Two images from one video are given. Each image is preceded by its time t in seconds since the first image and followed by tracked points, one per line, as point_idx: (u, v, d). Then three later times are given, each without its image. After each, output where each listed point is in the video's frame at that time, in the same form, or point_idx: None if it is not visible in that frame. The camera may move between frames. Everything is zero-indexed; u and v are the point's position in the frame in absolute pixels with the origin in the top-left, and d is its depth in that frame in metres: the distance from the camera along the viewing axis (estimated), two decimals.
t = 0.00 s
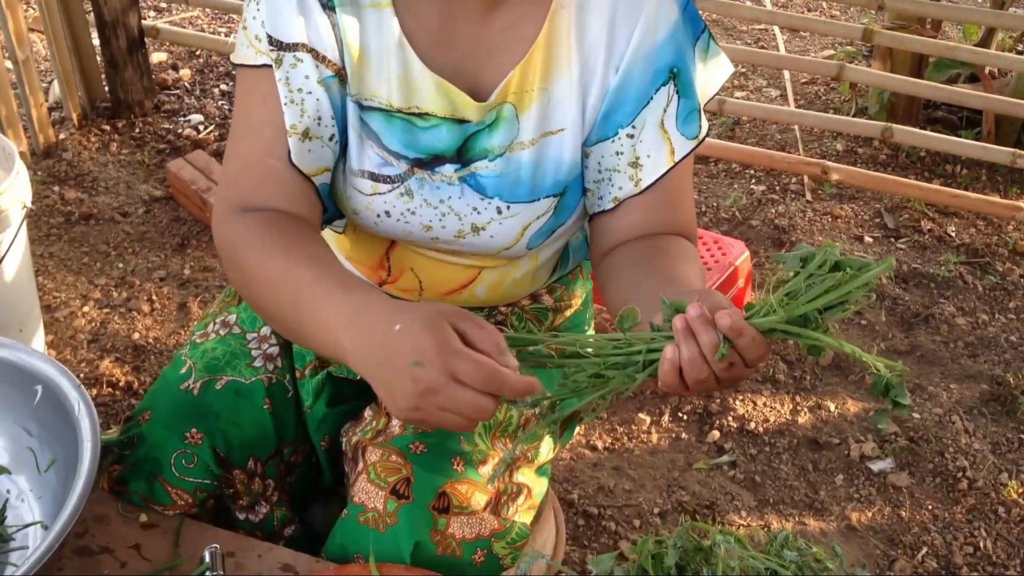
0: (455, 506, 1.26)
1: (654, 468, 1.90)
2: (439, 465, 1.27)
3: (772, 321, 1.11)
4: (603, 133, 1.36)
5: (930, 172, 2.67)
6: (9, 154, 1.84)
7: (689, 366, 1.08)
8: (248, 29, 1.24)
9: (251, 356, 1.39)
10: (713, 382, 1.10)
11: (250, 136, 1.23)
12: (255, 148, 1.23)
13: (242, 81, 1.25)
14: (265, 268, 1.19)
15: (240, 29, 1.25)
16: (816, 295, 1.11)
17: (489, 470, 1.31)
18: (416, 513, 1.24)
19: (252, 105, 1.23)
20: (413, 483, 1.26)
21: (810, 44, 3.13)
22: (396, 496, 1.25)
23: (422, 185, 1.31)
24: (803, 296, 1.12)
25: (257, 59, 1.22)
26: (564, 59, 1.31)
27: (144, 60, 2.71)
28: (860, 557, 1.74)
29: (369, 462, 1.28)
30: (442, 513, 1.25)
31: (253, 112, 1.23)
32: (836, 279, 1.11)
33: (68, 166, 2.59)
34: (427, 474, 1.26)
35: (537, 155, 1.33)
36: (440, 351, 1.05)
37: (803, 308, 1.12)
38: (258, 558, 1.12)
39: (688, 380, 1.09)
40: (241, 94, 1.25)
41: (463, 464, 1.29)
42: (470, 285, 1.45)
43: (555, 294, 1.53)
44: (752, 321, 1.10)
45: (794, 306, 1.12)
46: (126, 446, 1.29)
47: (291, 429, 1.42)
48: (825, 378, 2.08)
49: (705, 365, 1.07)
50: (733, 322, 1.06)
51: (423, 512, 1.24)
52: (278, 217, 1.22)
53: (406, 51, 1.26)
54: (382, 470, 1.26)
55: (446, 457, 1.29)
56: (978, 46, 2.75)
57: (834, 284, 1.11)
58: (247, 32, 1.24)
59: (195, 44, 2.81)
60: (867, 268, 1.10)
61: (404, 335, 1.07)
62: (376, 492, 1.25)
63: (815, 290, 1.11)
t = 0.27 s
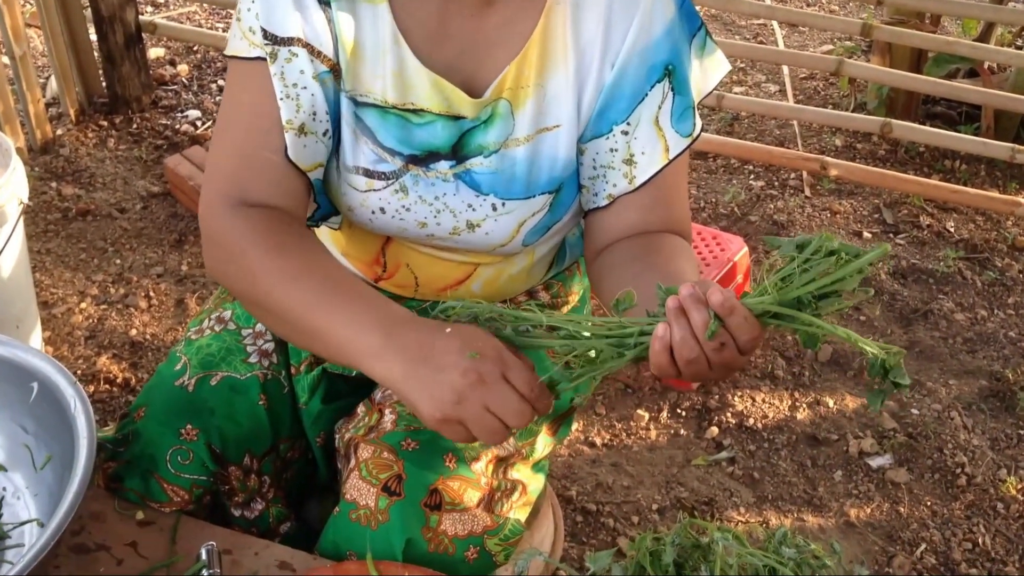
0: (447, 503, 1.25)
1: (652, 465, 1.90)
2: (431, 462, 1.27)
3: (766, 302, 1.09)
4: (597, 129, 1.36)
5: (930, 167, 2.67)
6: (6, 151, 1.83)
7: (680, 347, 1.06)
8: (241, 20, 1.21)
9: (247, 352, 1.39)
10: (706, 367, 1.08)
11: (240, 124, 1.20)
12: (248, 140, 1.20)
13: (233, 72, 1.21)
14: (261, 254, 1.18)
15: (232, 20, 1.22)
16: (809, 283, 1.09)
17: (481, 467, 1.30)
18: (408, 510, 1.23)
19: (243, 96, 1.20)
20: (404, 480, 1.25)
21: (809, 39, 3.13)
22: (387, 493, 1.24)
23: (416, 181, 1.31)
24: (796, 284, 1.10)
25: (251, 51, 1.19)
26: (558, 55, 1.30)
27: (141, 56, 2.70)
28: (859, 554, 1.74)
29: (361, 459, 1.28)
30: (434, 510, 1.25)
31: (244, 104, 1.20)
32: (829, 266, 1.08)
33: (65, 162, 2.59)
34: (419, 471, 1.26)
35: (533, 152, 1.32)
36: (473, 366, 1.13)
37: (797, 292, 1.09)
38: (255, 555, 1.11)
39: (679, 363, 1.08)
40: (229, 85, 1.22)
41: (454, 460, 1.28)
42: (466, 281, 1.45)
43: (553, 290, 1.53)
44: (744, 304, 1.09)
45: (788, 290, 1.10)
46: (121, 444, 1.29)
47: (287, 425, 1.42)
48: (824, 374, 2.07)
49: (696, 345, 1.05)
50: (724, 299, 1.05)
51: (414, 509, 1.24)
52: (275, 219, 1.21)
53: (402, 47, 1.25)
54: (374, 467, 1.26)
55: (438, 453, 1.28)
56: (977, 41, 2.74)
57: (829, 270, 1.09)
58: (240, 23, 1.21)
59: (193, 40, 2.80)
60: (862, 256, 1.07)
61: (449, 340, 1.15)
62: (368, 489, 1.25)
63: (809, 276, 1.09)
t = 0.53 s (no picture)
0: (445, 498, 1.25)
1: (652, 460, 1.90)
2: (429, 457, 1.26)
3: (721, 324, 1.06)
4: (596, 125, 1.35)
5: (930, 162, 2.66)
6: (4, 145, 1.83)
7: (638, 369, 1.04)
8: (251, 27, 1.22)
9: (248, 348, 1.39)
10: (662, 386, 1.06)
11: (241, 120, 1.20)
12: (262, 140, 1.21)
13: (248, 80, 1.22)
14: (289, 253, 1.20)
15: (243, 28, 1.23)
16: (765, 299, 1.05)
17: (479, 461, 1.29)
18: (405, 505, 1.23)
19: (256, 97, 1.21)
20: (403, 474, 1.24)
21: (809, 33, 3.12)
22: (384, 487, 1.24)
23: (420, 179, 1.31)
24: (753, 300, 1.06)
25: (265, 57, 1.20)
26: (559, 50, 1.30)
27: (140, 50, 2.69)
28: (859, 549, 1.74)
29: (359, 453, 1.27)
30: (432, 504, 1.24)
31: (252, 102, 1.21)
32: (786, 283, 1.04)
33: (64, 157, 2.58)
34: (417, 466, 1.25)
35: (536, 149, 1.32)
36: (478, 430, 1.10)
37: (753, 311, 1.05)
38: (255, 551, 1.11)
39: (637, 383, 1.05)
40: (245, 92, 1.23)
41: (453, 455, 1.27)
42: (468, 277, 1.44)
43: (553, 285, 1.53)
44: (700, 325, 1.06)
45: (744, 310, 1.06)
46: (122, 440, 1.29)
47: (288, 420, 1.42)
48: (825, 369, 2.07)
49: (653, 369, 1.03)
50: (678, 324, 1.02)
51: (412, 504, 1.23)
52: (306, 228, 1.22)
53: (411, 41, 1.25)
54: (371, 461, 1.25)
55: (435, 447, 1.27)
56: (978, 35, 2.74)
57: (784, 289, 1.04)
58: (251, 30, 1.22)
59: (191, 34, 2.79)
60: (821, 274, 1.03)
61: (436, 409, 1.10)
62: (365, 483, 1.24)
63: (766, 293, 1.05)
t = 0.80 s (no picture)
0: (441, 497, 1.25)
1: (653, 459, 1.89)
2: (425, 456, 1.25)
3: (767, 296, 1.05)
4: (604, 124, 1.35)
5: (932, 160, 2.66)
6: (5, 143, 1.82)
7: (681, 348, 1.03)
8: (248, 19, 1.21)
9: (250, 347, 1.38)
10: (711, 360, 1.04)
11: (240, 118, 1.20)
12: (250, 137, 1.21)
13: (243, 71, 1.22)
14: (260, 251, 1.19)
15: (240, 20, 1.22)
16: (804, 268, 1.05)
17: (478, 460, 1.28)
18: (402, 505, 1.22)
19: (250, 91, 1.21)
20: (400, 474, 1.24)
21: (811, 31, 3.11)
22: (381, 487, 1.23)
23: (424, 177, 1.30)
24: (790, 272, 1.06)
25: (258, 50, 1.20)
26: (565, 48, 1.29)
27: (141, 47, 2.69)
28: (860, 548, 1.74)
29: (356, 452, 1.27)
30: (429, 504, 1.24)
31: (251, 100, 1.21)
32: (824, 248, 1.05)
33: (64, 154, 2.57)
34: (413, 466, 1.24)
35: (541, 148, 1.32)
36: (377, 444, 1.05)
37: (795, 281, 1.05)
38: (256, 550, 1.11)
39: (680, 359, 1.04)
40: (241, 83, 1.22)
41: (450, 454, 1.26)
42: (470, 276, 1.44)
43: (555, 285, 1.52)
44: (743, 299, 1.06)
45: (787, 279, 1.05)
46: (125, 438, 1.28)
47: (290, 419, 1.41)
48: (826, 368, 2.07)
49: (697, 344, 1.02)
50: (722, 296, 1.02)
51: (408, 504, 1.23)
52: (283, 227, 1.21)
53: (409, 38, 1.24)
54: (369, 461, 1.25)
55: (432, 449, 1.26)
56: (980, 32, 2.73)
57: (824, 256, 1.05)
58: (247, 22, 1.21)
59: (192, 31, 2.79)
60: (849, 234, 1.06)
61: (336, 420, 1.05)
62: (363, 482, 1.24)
63: (805, 261, 1.05)
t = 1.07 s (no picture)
0: (440, 496, 1.24)
1: (654, 457, 1.89)
2: (424, 455, 1.25)
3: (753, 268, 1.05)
4: (603, 124, 1.34)
5: (934, 158, 2.65)
6: (5, 140, 1.82)
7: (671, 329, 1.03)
8: (240, 8, 1.21)
9: (248, 346, 1.38)
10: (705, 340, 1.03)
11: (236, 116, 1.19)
12: (234, 121, 1.21)
13: (232, 60, 1.22)
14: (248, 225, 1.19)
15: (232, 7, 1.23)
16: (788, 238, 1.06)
17: (475, 460, 1.29)
18: (401, 505, 1.22)
19: (249, 89, 1.21)
20: (398, 473, 1.24)
21: (812, 28, 3.11)
22: (379, 486, 1.23)
23: (416, 172, 1.30)
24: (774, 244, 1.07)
25: (248, 40, 1.20)
26: (563, 47, 1.29)
27: (141, 45, 2.68)
28: (862, 547, 1.73)
29: (354, 452, 1.26)
30: (427, 503, 1.24)
31: (249, 98, 1.21)
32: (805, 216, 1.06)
33: (65, 152, 2.57)
34: (411, 465, 1.24)
35: (535, 145, 1.31)
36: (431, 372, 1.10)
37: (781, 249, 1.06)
38: (256, 549, 1.11)
39: (675, 344, 1.04)
40: (230, 73, 1.22)
41: (448, 454, 1.26)
42: (467, 275, 1.43)
43: (554, 284, 1.52)
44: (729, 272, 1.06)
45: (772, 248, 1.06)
46: (121, 437, 1.29)
47: (288, 418, 1.41)
48: (827, 367, 2.06)
49: (687, 325, 1.02)
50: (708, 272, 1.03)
51: (407, 503, 1.22)
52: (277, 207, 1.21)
53: (402, 36, 1.24)
54: (367, 460, 1.24)
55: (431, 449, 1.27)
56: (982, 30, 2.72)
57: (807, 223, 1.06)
58: (239, 11, 1.21)
59: (192, 29, 2.78)
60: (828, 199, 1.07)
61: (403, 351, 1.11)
62: (360, 482, 1.24)
63: (788, 231, 1.06)
